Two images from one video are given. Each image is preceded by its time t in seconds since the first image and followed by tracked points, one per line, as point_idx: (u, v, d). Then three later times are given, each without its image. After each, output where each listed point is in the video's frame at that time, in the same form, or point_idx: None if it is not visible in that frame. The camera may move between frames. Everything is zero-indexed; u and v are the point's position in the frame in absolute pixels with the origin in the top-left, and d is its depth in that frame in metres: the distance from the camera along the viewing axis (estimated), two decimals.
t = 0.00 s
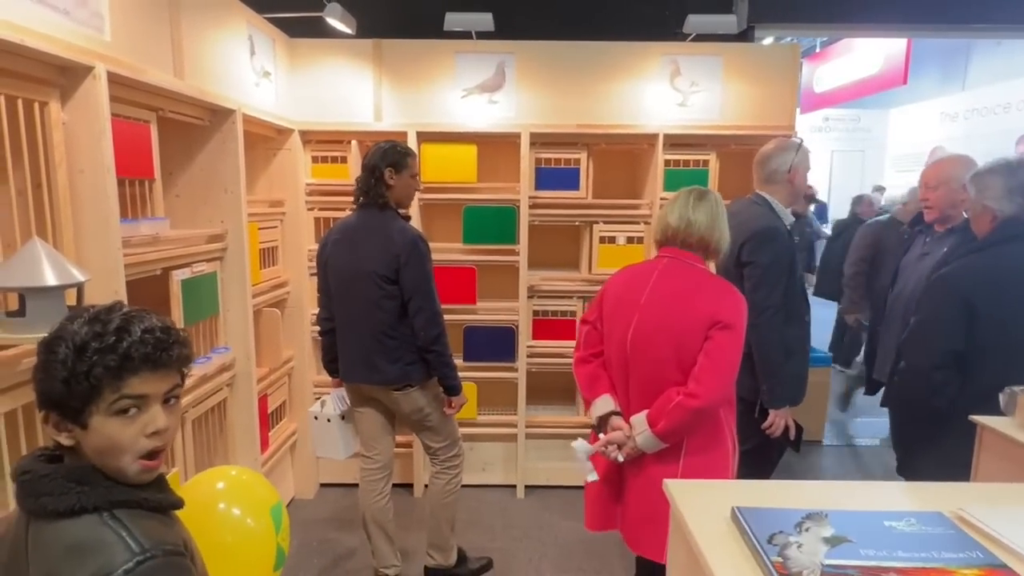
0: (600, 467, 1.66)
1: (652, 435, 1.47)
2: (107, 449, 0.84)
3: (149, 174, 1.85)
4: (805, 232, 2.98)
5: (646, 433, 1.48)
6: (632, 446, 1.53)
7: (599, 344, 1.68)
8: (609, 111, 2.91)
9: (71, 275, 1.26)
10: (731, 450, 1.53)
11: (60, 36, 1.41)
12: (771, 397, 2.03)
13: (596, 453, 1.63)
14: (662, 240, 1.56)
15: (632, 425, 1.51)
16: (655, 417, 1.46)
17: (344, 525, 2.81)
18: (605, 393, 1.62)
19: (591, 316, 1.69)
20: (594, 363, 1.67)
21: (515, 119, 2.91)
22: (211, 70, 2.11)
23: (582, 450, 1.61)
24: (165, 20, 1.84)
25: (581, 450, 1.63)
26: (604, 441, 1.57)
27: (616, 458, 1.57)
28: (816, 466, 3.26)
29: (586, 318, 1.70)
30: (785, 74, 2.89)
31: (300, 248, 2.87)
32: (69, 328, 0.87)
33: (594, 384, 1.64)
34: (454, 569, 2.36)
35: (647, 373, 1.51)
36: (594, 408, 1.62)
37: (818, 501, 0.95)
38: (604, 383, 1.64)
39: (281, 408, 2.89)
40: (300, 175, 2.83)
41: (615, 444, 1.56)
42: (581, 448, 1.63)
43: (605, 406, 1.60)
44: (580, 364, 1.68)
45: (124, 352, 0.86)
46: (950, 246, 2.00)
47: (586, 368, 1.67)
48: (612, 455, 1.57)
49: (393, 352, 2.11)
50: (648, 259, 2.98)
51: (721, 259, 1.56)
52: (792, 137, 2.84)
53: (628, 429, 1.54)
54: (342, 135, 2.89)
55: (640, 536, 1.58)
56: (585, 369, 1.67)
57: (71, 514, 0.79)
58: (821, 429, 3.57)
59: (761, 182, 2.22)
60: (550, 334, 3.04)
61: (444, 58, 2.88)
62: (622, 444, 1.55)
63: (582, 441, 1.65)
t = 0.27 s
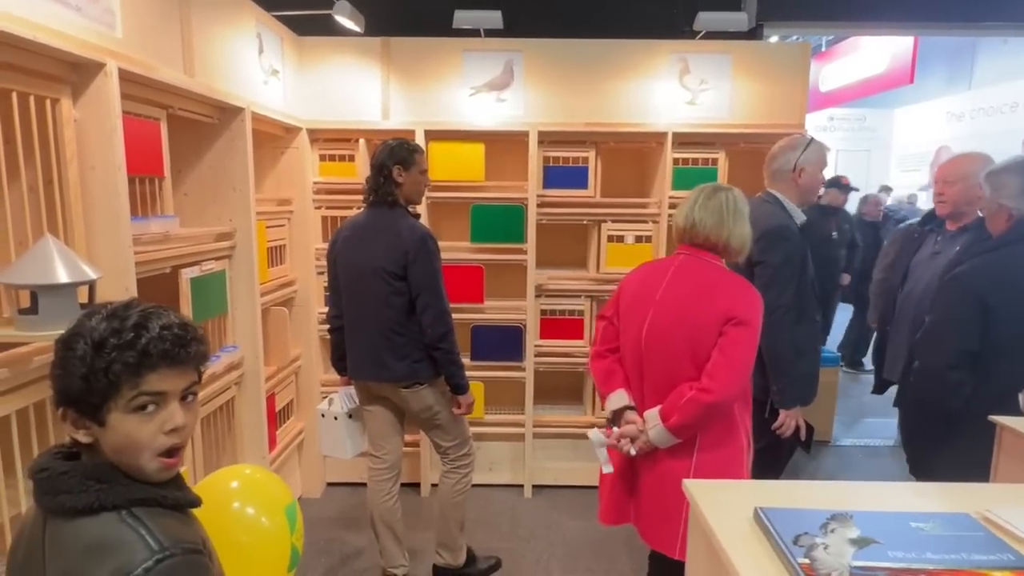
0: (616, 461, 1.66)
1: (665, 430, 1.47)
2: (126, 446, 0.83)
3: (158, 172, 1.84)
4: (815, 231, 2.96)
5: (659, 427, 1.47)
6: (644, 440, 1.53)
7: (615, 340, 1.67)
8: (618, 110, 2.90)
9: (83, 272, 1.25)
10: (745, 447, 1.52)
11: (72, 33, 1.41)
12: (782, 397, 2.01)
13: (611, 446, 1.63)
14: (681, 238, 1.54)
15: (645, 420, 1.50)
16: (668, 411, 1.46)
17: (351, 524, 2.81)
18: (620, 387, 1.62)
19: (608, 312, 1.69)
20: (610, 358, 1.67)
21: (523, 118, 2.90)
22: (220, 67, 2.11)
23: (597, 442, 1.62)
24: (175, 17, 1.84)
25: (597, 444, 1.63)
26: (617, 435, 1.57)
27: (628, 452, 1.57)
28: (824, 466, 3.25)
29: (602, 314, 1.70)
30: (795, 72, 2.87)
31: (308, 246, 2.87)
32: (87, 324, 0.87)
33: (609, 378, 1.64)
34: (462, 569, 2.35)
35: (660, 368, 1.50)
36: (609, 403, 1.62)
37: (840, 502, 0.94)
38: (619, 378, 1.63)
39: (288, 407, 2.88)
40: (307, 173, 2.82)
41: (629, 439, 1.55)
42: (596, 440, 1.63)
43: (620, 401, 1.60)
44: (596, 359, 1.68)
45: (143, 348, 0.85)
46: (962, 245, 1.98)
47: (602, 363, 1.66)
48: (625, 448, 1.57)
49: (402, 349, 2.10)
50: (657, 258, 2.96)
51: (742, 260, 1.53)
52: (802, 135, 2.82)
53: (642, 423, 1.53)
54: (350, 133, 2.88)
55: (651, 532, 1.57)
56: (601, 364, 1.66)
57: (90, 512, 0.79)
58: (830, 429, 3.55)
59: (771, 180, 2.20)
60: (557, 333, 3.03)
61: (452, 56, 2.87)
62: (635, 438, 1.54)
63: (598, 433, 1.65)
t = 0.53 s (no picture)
0: (622, 457, 1.66)
1: (669, 429, 1.45)
2: (136, 444, 0.82)
3: (164, 171, 1.84)
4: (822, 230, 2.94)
5: (664, 425, 1.46)
6: (650, 438, 1.51)
7: (627, 337, 1.66)
8: (624, 108, 2.88)
9: (90, 270, 1.24)
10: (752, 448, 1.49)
11: (78, 30, 1.40)
12: (790, 397, 1.99)
13: (618, 443, 1.62)
14: (693, 238, 1.53)
15: (650, 418, 1.49)
16: (672, 409, 1.45)
17: (356, 524, 2.80)
18: (630, 386, 1.61)
19: (621, 310, 1.68)
20: (621, 356, 1.66)
21: (529, 116, 2.89)
22: (226, 65, 2.10)
23: (603, 437, 1.61)
24: (180, 15, 1.83)
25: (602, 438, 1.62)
26: (623, 433, 1.56)
27: (635, 450, 1.56)
28: (832, 467, 3.23)
29: (617, 312, 1.68)
30: (802, 71, 2.86)
31: (312, 246, 2.86)
32: (96, 322, 0.86)
33: (620, 376, 1.63)
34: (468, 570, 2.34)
35: (667, 367, 1.49)
36: (620, 400, 1.61)
37: (859, 502, 0.93)
38: (630, 376, 1.62)
39: (293, 407, 2.87)
40: (312, 172, 2.81)
41: (635, 437, 1.55)
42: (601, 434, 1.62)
43: (628, 399, 1.59)
44: (608, 356, 1.67)
45: (152, 346, 0.84)
46: (973, 242, 1.96)
47: (613, 361, 1.65)
48: (631, 446, 1.56)
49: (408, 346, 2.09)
50: (663, 257, 2.95)
51: (755, 260, 1.51)
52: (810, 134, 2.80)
53: (648, 422, 1.52)
54: (354, 132, 2.87)
55: (657, 531, 1.55)
56: (612, 362, 1.65)
57: (102, 510, 0.78)
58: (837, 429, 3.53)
59: (779, 178, 2.19)
60: (563, 333, 3.01)
61: (458, 55, 2.86)
62: (641, 436, 1.53)
63: (605, 426, 1.64)
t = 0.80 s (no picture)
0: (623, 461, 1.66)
1: (667, 433, 1.45)
2: (136, 447, 0.82)
3: (164, 172, 1.83)
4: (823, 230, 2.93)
5: (661, 430, 1.45)
6: (648, 442, 1.51)
7: (628, 339, 1.65)
8: (624, 108, 2.88)
9: (88, 272, 1.24)
10: (752, 451, 1.48)
11: (76, 31, 1.40)
12: (791, 397, 1.99)
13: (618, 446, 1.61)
14: (693, 239, 1.53)
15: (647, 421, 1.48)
16: (670, 414, 1.44)
17: (357, 525, 2.79)
18: (631, 388, 1.61)
19: (622, 312, 1.68)
20: (622, 358, 1.65)
21: (529, 117, 2.88)
22: (225, 66, 2.09)
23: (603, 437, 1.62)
24: (179, 16, 1.82)
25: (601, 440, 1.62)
26: (623, 436, 1.57)
27: (634, 453, 1.56)
28: (833, 468, 3.22)
29: (618, 313, 1.68)
30: (802, 71, 2.85)
31: (312, 247, 2.85)
32: (96, 324, 0.85)
33: (621, 379, 1.62)
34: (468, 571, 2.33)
35: (665, 371, 1.48)
36: (620, 402, 1.61)
37: (864, 505, 0.92)
38: (630, 379, 1.62)
39: (293, 408, 2.87)
40: (312, 173, 2.81)
41: (634, 440, 1.55)
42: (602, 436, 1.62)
43: (628, 402, 1.58)
44: (608, 358, 1.67)
45: (153, 348, 0.83)
46: (975, 242, 1.95)
47: (613, 363, 1.65)
48: (630, 449, 1.56)
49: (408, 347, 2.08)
50: (664, 257, 2.94)
51: (756, 262, 1.50)
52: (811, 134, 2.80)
53: (646, 425, 1.51)
54: (354, 133, 2.86)
55: (657, 534, 1.55)
56: (613, 364, 1.65)
57: (103, 512, 0.77)
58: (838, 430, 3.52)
59: (781, 179, 2.18)
60: (563, 334, 3.01)
61: (458, 55, 2.86)
62: (639, 439, 1.53)
63: (604, 430, 1.64)
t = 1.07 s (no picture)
0: (623, 465, 1.66)
1: (668, 439, 1.44)
2: (141, 453, 0.81)
3: (164, 174, 1.83)
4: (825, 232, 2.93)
5: (661, 435, 1.45)
6: (649, 447, 1.50)
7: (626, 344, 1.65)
8: (625, 110, 2.87)
9: (89, 275, 1.24)
10: (753, 456, 1.48)
11: (77, 34, 1.40)
12: (792, 400, 1.98)
13: (618, 451, 1.61)
14: (691, 242, 1.53)
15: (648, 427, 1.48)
16: (670, 419, 1.44)
17: (357, 527, 2.79)
18: (629, 393, 1.60)
19: (620, 315, 1.67)
20: (621, 362, 1.65)
21: (530, 118, 2.88)
22: (226, 68, 2.09)
23: (603, 444, 1.62)
24: (180, 18, 1.82)
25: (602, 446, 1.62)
26: (622, 441, 1.56)
27: (634, 458, 1.55)
28: (834, 470, 3.21)
29: (615, 317, 1.68)
30: (803, 72, 2.85)
31: (313, 248, 2.85)
32: (100, 330, 0.85)
33: (618, 383, 1.62)
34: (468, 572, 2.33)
35: (665, 376, 1.48)
36: (618, 408, 1.60)
37: (868, 511, 0.92)
38: (628, 383, 1.62)
39: (293, 410, 2.87)
40: (313, 175, 2.81)
41: (634, 445, 1.54)
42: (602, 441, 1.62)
43: (627, 407, 1.58)
44: (606, 362, 1.67)
45: (159, 355, 0.83)
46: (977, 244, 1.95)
47: (612, 367, 1.65)
48: (629, 454, 1.56)
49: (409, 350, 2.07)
50: (665, 259, 2.94)
51: (755, 265, 1.50)
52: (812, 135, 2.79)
53: (647, 429, 1.51)
54: (355, 134, 2.86)
55: (657, 540, 1.54)
56: (611, 368, 1.65)
57: (107, 518, 0.77)
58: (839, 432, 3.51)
59: (784, 181, 2.18)
60: (564, 335, 3.01)
61: (458, 56, 2.86)
62: (640, 444, 1.52)
63: (604, 434, 1.63)
